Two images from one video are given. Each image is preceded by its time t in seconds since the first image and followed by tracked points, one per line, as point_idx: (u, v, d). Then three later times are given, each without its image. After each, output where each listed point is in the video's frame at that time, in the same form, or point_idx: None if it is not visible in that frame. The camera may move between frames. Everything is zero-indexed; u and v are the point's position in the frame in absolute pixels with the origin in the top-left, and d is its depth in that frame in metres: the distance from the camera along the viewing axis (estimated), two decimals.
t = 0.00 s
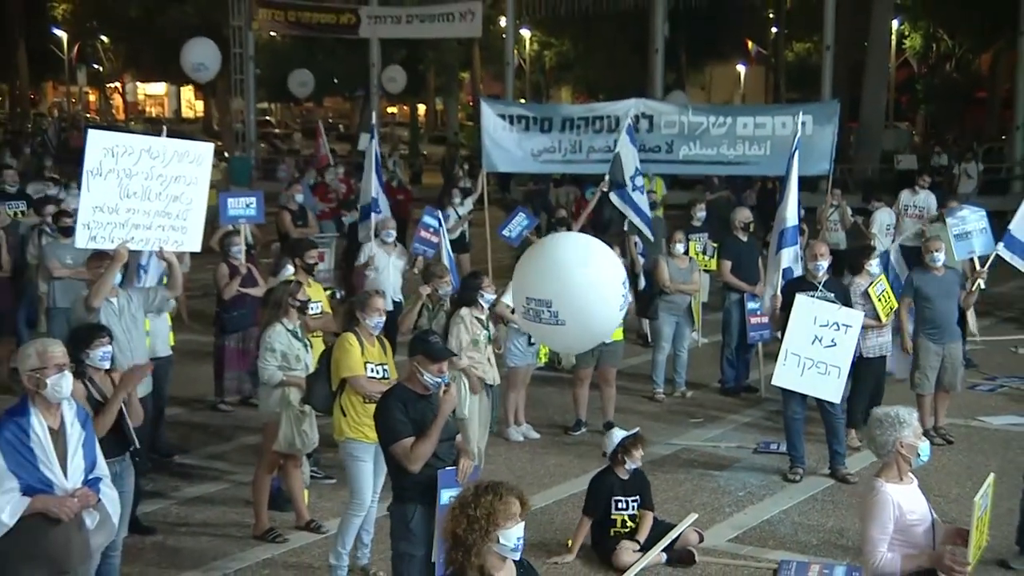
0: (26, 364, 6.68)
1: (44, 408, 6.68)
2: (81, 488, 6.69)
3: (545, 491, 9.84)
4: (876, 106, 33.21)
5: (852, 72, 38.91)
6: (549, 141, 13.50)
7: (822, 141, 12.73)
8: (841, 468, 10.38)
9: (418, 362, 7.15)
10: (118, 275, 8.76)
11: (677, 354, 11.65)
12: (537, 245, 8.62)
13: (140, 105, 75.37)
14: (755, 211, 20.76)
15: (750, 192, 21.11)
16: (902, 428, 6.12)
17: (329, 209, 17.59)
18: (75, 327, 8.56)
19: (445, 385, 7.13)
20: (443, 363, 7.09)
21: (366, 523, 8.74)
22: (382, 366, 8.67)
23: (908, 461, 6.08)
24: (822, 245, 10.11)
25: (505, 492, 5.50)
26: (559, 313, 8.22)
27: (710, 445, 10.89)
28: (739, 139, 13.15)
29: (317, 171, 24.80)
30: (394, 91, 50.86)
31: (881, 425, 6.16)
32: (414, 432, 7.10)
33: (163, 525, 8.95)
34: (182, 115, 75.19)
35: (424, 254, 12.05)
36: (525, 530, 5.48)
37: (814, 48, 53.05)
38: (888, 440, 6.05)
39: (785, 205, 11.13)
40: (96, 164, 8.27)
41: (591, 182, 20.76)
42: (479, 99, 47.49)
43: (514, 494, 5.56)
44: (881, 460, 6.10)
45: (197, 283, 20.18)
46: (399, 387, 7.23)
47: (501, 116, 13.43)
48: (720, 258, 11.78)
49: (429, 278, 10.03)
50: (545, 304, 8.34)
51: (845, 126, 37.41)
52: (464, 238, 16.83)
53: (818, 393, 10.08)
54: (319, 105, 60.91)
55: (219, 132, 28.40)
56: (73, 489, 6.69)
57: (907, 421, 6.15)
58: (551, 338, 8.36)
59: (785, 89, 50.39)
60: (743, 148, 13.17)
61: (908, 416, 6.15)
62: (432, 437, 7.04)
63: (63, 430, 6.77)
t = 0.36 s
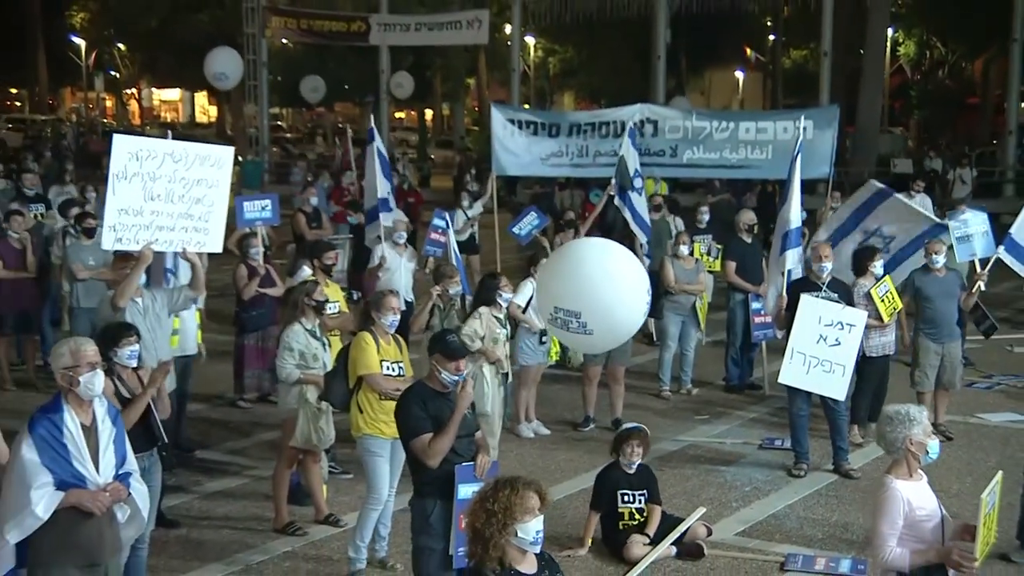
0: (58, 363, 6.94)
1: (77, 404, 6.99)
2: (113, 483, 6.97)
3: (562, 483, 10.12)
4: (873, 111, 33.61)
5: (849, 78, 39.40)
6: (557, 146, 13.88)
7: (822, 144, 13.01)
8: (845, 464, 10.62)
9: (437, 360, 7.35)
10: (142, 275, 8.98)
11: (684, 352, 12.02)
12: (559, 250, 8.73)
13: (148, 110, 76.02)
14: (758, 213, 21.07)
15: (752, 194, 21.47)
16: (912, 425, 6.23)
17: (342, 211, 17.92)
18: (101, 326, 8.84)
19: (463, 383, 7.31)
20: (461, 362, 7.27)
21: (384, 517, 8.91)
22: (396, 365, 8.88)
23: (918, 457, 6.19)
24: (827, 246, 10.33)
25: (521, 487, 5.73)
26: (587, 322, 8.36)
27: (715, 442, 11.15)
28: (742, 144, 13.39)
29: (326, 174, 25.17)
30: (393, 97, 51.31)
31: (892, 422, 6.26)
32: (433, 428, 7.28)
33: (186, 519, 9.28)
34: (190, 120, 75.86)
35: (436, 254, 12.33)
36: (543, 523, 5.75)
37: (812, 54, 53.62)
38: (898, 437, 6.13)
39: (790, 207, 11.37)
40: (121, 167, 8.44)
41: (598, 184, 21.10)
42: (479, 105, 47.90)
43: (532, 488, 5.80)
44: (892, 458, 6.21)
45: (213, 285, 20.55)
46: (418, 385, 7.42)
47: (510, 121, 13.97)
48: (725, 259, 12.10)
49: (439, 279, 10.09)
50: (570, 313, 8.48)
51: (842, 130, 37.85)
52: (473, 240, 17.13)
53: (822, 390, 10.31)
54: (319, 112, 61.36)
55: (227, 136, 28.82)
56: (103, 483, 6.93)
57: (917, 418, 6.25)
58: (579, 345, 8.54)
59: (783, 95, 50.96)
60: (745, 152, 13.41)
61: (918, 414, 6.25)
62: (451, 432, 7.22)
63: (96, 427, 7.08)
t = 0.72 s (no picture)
0: (89, 362, 7.17)
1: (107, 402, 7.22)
2: (142, 478, 7.19)
3: (579, 477, 10.43)
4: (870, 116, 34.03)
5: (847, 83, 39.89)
6: (565, 150, 14.15)
7: (824, 149, 13.29)
8: (849, 460, 10.86)
9: (459, 358, 7.62)
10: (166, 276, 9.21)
11: (691, 351, 12.39)
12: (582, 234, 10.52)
13: (154, 114, 76.75)
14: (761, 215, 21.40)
15: (755, 196, 21.80)
16: (923, 424, 6.42)
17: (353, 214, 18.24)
18: (128, 325, 9.08)
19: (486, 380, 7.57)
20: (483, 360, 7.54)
21: (401, 511, 9.08)
22: (411, 363, 9.10)
23: (929, 455, 6.38)
24: (837, 247, 10.66)
25: (545, 483, 5.82)
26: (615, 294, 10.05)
27: (722, 439, 11.41)
28: (745, 148, 13.71)
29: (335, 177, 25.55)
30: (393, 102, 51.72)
31: (904, 420, 6.46)
32: (457, 425, 7.53)
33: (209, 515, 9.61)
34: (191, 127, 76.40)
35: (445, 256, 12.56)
36: (565, 518, 5.82)
37: (810, 60, 54.06)
38: (909, 435, 6.33)
39: (798, 209, 11.50)
40: (147, 172, 8.65)
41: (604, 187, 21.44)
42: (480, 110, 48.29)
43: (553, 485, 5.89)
44: (904, 455, 6.41)
45: (232, 286, 20.97)
46: (440, 382, 7.68)
47: (519, 126, 14.21)
48: (731, 260, 12.41)
49: (449, 279, 10.26)
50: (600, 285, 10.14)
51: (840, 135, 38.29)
52: (482, 242, 17.42)
53: (835, 389, 10.55)
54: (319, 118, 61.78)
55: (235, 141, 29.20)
56: (133, 479, 7.16)
57: (928, 417, 6.45)
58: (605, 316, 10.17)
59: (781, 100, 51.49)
60: (749, 157, 13.73)
61: (930, 412, 6.45)
62: (476, 429, 7.48)
63: (126, 424, 7.31)
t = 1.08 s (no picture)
0: (123, 362, 7.40)
1: (139, 398, 7.43)
2: (173, 473, 7.38)
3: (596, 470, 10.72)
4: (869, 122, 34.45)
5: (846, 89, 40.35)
6: (574, 155, 14.43)
7: (828, 153, 13.55)
8: (855, 456, 11.12)
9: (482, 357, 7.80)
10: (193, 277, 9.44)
11: (699, 350, 12.72)
12: (598, 185, 9.75)
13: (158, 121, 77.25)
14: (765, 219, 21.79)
15: (761, 200, 22.14)
16: (934, 422, 6.57)
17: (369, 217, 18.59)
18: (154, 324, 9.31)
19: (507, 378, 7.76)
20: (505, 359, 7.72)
21: (420, 506, 9.27)
22: (428, 361, 9.29)
23: (939, 452, 6.53)
24: (849, 248, 11.07)
25: (567, 481, 5.82)
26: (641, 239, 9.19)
27: (730, 436, 11.68)
28: (751, 152, 13.99)
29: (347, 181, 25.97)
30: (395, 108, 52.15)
31: (916, 418, 6.62)
32: (479, 422, 7.69)
33: (232, 510, 9.90)
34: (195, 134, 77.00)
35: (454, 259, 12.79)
36: (588, 513, 5.88)
37: (810, 67, 54.44)
38: (920, 433, 6.49)
39: (810, 210, 11.85)
40: (173, 176, 8.89)
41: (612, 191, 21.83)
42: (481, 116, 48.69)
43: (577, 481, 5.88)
44: (915, 452, 6.56)
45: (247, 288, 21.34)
46: (462, 380, 7.85)
47: (530, 131, 14.51)
48: (738, 262, 12.74)
49: (464, 280, 10.56)
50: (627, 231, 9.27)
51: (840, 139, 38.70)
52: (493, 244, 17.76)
53: (847, 387, 10.84)
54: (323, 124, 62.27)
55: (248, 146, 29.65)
56: (166, 474, 7.37)
57: (939, 415, 6.60)
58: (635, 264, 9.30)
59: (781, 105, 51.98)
60: (754, 161, 14.00)
61: (941, 410, 6.60)
62: (497, 425, 7.65)
63: (157, 420, 7.51)
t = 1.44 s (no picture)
0: (158, 361, 7.51)
1: (175, 395, 7.56)
2: (207, 468, 7.47)
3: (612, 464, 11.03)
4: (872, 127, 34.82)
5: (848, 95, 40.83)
6: (586, 158, 14.74)
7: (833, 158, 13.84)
8: (864, 453, 11.41)
9: (501, 356, 8.05)
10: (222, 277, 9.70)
11: (708, 349, 13.02)
12: (623, 156, 11.88)
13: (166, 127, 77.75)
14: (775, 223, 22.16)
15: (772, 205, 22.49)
16: (947, 419, 6.73)
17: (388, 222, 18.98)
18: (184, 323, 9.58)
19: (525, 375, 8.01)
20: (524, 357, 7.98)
21: (442, 500, 9.52)
22: (448, 360, 9.52)
23: (951, 449, 6.69)
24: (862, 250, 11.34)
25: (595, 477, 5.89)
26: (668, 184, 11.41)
27: (741, 432, 12.01)
28: (757, 157, 14.26)
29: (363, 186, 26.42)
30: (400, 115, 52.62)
31: (929, 415, 6.77)
32: (498, 418, 7.96)
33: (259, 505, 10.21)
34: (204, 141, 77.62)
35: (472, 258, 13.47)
36: (616, 509, 5.94)
37: (813, 73, 54.85)
38: (933, 430, 6.65)
39: (826, 213, 12.14)
40: (204, 179, 9.16)
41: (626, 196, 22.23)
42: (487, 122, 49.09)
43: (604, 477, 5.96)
44: (928, 448, 6.72)
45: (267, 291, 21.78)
46: (483, 378, 8.09)
47: (542, 135, 14.76)
48: (748, 262, 13.12)
49: (482, 280, 10.77)
50: (659, 181, 11.50)
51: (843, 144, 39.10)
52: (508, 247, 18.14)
53: (859, 384, 11.19)
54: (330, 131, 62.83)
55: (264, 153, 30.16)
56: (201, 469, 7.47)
57: (952, 412, 6.76)
58: (665, 211, 11.50)
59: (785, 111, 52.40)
60: (760, 165, 14.26)
61: (954, 408, 6.76)
62: (517, 420, 7.92)
63: (192, 417, 7.65)
